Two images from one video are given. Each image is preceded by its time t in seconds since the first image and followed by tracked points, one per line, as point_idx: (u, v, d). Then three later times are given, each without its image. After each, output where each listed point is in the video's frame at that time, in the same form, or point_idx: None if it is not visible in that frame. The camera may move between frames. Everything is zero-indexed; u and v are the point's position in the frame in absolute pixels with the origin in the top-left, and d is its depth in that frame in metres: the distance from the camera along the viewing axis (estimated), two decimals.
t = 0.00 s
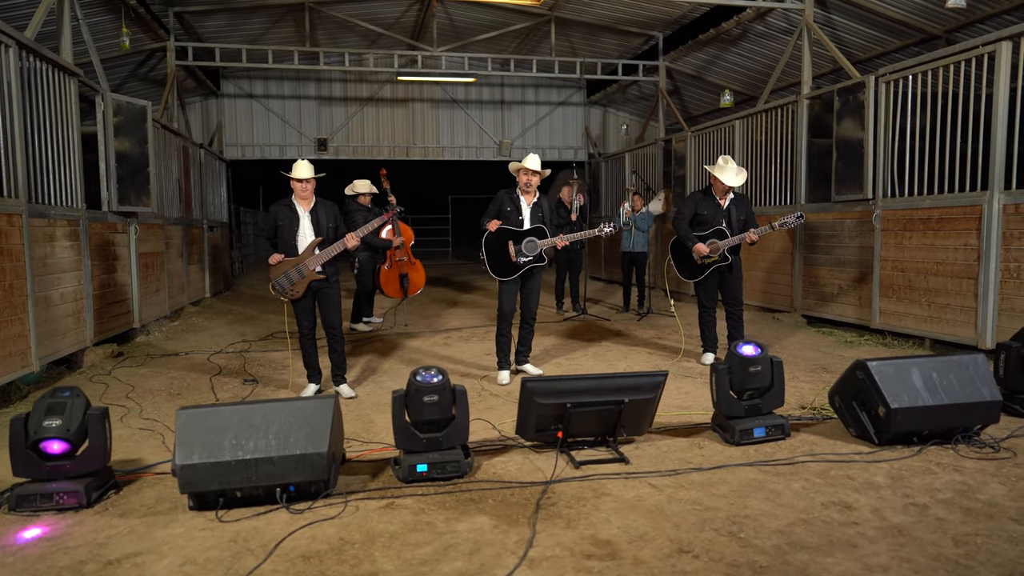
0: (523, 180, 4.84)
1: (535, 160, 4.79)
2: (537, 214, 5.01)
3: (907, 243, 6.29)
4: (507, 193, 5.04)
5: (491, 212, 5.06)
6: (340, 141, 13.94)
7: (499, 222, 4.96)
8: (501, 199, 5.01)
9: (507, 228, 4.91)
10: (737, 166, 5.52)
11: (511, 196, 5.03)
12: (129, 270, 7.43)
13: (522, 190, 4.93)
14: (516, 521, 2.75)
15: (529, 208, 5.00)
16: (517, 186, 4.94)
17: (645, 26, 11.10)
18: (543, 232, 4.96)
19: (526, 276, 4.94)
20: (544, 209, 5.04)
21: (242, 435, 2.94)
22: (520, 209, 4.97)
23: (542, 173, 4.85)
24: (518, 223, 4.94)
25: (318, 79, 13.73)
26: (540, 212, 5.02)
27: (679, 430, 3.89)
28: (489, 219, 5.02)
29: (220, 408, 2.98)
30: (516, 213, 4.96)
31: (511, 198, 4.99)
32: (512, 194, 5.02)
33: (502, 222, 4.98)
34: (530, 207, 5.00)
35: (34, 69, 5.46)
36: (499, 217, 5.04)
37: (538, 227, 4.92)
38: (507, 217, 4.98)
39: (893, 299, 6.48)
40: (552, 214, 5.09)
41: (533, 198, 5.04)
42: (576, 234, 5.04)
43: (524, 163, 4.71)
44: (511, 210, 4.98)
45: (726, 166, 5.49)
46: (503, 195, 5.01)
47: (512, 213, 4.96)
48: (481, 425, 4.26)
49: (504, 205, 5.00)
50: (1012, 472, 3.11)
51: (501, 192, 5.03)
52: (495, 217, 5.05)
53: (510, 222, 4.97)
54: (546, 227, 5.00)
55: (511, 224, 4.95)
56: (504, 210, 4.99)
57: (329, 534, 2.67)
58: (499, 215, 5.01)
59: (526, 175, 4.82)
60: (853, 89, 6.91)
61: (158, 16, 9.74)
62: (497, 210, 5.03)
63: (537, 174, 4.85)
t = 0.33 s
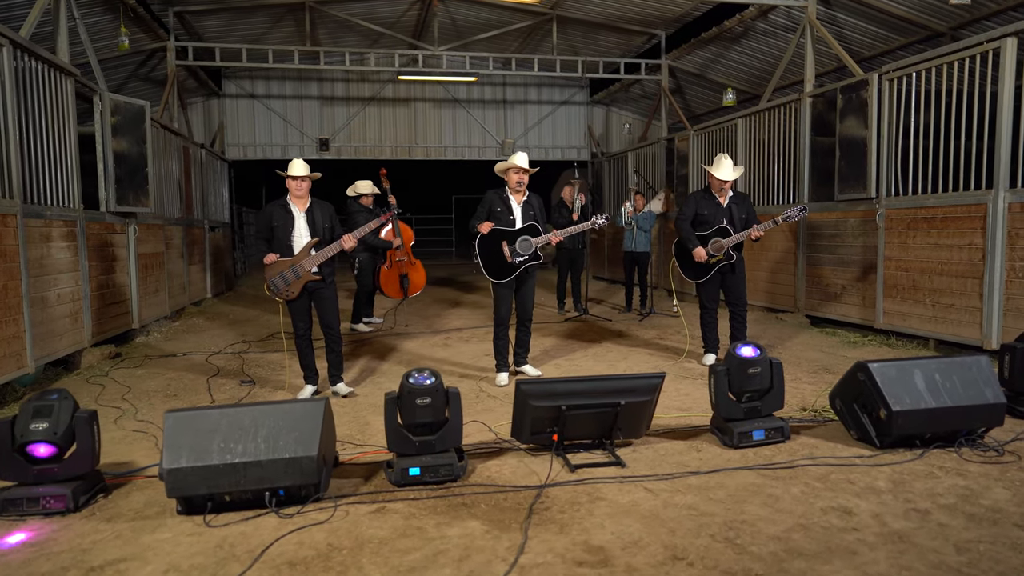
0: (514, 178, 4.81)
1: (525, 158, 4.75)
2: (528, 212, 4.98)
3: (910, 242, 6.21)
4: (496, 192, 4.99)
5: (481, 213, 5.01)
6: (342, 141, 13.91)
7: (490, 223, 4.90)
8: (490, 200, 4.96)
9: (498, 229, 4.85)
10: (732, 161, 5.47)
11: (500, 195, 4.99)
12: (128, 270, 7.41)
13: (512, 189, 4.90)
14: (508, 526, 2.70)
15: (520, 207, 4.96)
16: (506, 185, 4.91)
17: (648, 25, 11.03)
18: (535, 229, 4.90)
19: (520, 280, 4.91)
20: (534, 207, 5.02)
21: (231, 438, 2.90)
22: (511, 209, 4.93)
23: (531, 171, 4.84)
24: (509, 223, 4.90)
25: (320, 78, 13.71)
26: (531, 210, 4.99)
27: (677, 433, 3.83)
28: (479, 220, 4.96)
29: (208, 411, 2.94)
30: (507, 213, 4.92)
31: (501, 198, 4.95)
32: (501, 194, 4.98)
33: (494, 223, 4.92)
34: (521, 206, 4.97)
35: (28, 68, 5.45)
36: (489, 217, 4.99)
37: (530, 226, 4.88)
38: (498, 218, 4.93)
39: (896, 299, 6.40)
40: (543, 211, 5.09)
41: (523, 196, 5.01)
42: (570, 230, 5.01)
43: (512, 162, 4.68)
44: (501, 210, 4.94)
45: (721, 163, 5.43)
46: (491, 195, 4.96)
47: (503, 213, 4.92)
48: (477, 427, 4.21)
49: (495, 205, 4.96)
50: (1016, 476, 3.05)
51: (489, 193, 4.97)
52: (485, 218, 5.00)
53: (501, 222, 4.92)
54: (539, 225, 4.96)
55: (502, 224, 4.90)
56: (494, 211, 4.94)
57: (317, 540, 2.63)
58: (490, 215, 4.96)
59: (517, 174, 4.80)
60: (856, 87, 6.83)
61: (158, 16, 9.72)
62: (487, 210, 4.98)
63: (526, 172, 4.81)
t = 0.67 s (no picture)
0: (499, 180, 4.89)
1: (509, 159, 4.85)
2: (516, 213, 5.05)
3: (917, 242, 6.10)
4: (483, 195, 5.05)
5: (470, 217, 5.07)
6: (345, 140, 13.86)
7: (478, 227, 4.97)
8: (477, 203, 5.02)
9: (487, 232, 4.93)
10: (727, 157, 5.38)
11: (487, 197, 5.05)
12: (128, 270, 7.39)
13: (499, 191, 4.96)
14: (496, 534, 2.63)
15: (507, 208, 5.03)
16: (493, 187, 4.98)
17: (652, 23, 10.93)
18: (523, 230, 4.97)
19: (512, 282, 4.98)
20: (522, 207, 5.09)
21: (216, 443, 2.84)
22: (498, 212, 5.00)
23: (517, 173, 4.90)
24: (498, 225, 4.97)
25: (323, 78, 13.68)
26: (519, 210, 5.06)
27: (675, 437, 3.75)
28: (468, 224, 5.02)
29: (194, 415, 2.89)
30: (495, 216, 4.99)
31: (488, 200, 5.01)
32: (489, 197, 5.03)
33: (482, 226, 5.00)
34: (509, 208, 5.04)
35: (23, 68, 5.43)
36: (477, 220, 5.06)
37: (518, 227, 4.94)
38: (486, 221, 5.01)
39: (903, 300, 6.29)
40: (531, 210, 5.18)
41: (510, 197, 5.07)
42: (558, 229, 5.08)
43: (496, 165, 4.78)
44: (489, 213, 5.01)
45: (717, 161, 5.33)
46: (478, 198, 5.02)
47: (491, 216, 4.99)
48: (472, 430, 4.14)
49: (482, 208, 5.02)
50: None
51: (476, 196, 5.04)
52: (473, 221, 5.07)
53: (489, 225, 5.00)
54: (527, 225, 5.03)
55: (491, 227, 4.97)
56: (482, 214, 5.01)
57: (301, 547, 2.57)
58: (477, 218, 5.03)
59: (502, 175, 4.86)
60: (863, 84, 6.73)
61: (160, 15, 9.70)
62: (475, 213, 5.04)
63: (512, 174, 4.88)
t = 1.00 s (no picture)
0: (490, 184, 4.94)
1: (503, 164, 4.89)
2: (509, 214, 5.06)
3: (924, 242, 5.99)
4: (475, 196, 5.10)
5: (462, 217, 5.13)
6: (350, 140, 13.86)
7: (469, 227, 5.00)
8: (469, 204, 5.07)
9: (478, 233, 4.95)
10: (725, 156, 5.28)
11: (480, 199, 5.09)
12: (129, 270, 7.39)
13: (490, 193, 5.00)
14: (479, 541, 2.57)
15: (500, 209, 5.04)
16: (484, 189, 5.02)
17: (658, 20, 10.83)
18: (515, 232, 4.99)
19: (505, 283, 4.98)
20: (515, 208, 5.09)
21: (197, 446, 2.80)
22: (490, 212, 5.02)
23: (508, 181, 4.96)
24: (489, 225, 4.99)
25: (329, 78, 13.67)
26: (512, 210, 5.07)
27: (670, 441, 3.68)
28: (460, 225, 5.09)
29: (176, 417, 2.85)
30: (487, 216, 5.01)
31: (480, 202, 5.06)
32: (481, 198, 5.08)
33: (473, 226, 5.04)
34: (501, 208, 5.04)
35: (20, 69, 5.42)
36: (470, 221, 5.11)
37: (509, 228, 4.96)
38: (477, 222, 5.05)
39: (909, 300, 6.18)
40: (525, 211, 5.16)
41: (504, 199, 5.09)
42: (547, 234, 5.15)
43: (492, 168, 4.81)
44: (480, 213, 5.04)
45: (714, 159, 5.25)
46: (471, 199, 5.08)
47: (482, 216, 5.02)
48: (465, 433, 4.08)
49: (474, 209, 5.07)
50: None
51: (469, 197, 5.09)
52: (465, 221, 5.12)
53: (481, 226, 5.03)
54: (519, 226, 5.04)
55: (482, 228, 5.00)
56: (474, 215, 5.06)
57: (279, 553, 2.52)
58: (469, 219, 5.08)
59: (492, 180, 4.92)
60: (868, 81, 6.60)
61: (164, 15, 9.72)
62: (467, 214, 5.09)
63: (503, 181, 4.93)
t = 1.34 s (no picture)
0: (496, 185, 4.86)
1: (506, 164, 4.78)
2: (512, 215, 5.03)
3: (937, 241, 5.86)
4: (479, 196, 5.05)
5: (465, 217, 5.09)
6: (362, 140, 13.88)
7: (471, 228, 4.95)
8: (473, 203, 5.02)
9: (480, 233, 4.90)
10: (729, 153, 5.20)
11: (483, 199, 5.04)
12: (138, 269, 7.43)
13: (495, 194, 4.95)
14: (466, 545, 2.53)
15: (503, 210, 5.01)
16: (490, 190, 4.96)
17: (669, 18, 10.74)
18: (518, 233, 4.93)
19: (506, 283, 4.93)
20: (520, 209, 5.05)
21: (186, 446, 2.78)
22: (493, 213, 4.98)
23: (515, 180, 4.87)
24: (491, 226, 4.95)
25: (340, 78, 13.70)
26: (515, 211, 5.03)
27: (669, 444, 3.62)
28: (462, 225, 5.04)
29: (166, 417, 2.84)
30: (489, 216, 4.97)
31: (484, 202, 5.01)
32: (485, 198, 5.03)
33: (475, 226, 5.00)
34: (505, 209, 5.01)
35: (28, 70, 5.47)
36: (472, 221, 5.06)
37: (512, 229, 4.92)
38: (480, 221, 5.00)
39: (922, 301, 6.05)
40: (528, 212, 5.11)
41: (508, 200, 5.04)
42: (549, 236, 5.11)
43: (494, 168, 4.74)
44: (483, 213, 5.00)
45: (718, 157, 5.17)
46: (474, 199, 5.03)
47: (485, 217, 4.97)
48: (463, 433, 4.05)
49: (477, 209, 5.02)
50: None
51: (473, 197, 5.04)
52: (468, 221, 5.07)
53: (483, 226, 4.98)
54: (522, 227, 5.00)
55: (485, 228, 4.96)
56: (476, 215, 5.01)
57: (263, 555, 2.50)
58: (471, 218, 5.03)
59: (499, 180, 4.83)
60: (881, 78, 6.48)
61: (175, 16, 9.78)
62: (469, 213, 5.05)
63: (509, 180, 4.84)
